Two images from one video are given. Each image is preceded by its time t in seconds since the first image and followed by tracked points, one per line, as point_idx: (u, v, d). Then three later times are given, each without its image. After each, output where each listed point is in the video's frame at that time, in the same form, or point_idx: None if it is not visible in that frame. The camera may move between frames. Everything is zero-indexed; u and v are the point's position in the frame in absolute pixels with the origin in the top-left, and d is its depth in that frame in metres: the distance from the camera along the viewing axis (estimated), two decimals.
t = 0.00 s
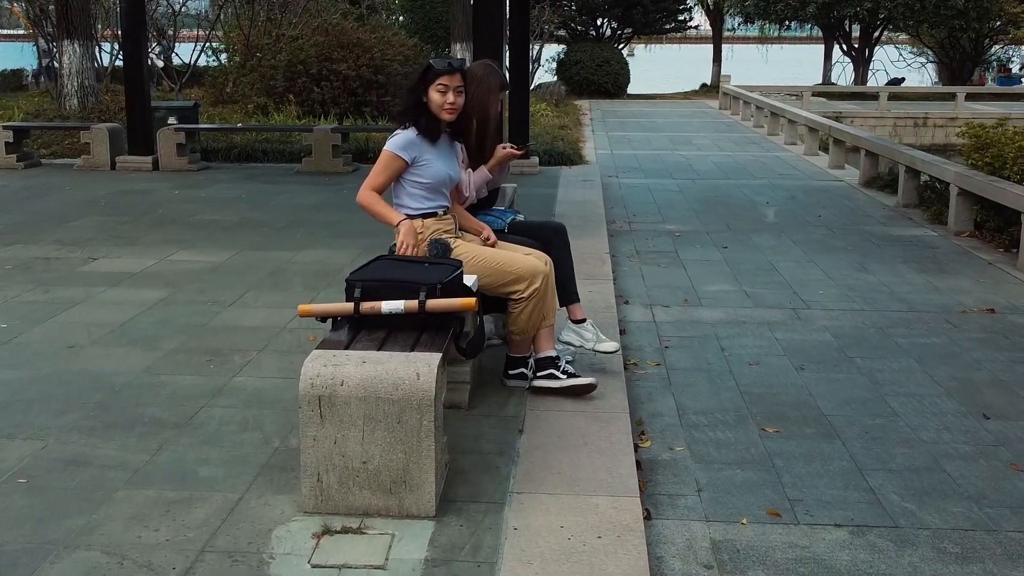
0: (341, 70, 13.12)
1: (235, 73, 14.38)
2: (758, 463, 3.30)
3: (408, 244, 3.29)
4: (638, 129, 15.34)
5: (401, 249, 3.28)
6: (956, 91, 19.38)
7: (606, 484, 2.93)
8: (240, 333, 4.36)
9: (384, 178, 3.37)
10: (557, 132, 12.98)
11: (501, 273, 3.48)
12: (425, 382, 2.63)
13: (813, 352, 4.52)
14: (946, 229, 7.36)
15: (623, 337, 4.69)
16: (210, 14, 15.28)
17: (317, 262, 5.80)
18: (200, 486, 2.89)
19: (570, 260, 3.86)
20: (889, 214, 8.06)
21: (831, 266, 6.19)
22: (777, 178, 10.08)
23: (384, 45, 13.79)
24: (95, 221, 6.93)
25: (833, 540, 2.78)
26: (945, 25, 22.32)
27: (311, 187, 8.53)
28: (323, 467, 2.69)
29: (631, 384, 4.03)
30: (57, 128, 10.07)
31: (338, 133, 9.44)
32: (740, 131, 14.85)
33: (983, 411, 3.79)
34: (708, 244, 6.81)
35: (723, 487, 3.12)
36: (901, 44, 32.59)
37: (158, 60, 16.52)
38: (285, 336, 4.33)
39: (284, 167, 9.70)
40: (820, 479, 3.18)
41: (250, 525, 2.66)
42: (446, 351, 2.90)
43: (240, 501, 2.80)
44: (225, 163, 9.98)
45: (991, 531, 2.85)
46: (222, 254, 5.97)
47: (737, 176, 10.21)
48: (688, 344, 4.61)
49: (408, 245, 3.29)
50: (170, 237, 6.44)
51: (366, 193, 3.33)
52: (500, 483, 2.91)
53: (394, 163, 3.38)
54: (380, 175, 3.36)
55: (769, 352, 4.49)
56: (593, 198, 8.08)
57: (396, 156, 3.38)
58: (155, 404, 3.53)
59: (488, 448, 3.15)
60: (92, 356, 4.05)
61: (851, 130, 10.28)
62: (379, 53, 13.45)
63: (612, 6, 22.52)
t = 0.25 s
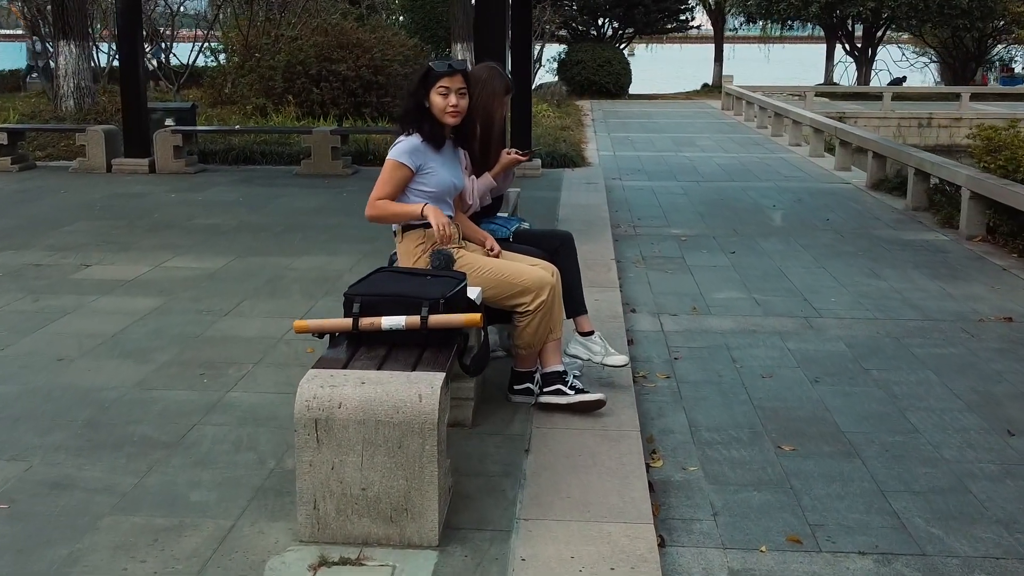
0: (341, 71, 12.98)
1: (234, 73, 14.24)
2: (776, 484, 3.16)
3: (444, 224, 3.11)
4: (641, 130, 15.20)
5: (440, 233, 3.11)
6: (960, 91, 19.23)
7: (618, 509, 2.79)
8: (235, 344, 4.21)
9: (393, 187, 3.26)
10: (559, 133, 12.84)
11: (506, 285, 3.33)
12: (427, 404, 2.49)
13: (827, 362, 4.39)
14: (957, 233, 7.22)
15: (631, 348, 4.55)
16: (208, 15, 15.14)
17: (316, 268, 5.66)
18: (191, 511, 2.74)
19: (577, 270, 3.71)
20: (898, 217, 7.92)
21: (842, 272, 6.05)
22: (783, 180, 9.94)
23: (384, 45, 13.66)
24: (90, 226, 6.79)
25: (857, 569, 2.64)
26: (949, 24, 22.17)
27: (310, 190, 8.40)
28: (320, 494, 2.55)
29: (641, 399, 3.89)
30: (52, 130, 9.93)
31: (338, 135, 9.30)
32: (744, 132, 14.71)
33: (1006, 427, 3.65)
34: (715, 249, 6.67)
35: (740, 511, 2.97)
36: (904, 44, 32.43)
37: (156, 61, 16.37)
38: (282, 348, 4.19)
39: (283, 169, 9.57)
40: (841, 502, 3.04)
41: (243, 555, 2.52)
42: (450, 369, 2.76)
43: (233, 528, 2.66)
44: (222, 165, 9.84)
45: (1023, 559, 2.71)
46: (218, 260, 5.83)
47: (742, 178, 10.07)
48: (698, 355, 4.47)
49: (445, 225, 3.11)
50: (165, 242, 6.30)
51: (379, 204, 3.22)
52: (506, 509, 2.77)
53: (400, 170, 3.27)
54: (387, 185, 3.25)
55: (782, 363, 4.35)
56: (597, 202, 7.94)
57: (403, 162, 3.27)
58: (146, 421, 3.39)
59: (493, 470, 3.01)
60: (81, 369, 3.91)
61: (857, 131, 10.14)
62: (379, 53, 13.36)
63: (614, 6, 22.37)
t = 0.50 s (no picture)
0: (340, 72, 12.83)
1: (232, 74, 14.09)
2: (795, 508, 3.00)
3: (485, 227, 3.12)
4: (643, 131, 15.05)
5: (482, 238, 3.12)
6: (965, 91, 19.07)
7: (631, 538, 2.63)
8: (229, 357, 4.06)
9: (407, 199, 3.09)
10: (561, 134, 12.68)
11: (511, 298, 3.18)
12: (429, 429, 2.34)
13: (843, 374, 4.23)
14: (969, 238, 7.06)
15: (639, 359, 4.40)
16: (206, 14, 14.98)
17: (314, 275, 5.51)
18: (179, 540, 2.59)
19: (585, 281, 3.56)
20: (908, 221, 7.77)
21: (854, 278, 5.89)
22: (789, 182, 9.78)
23: (384, 45, 13.50)
24: (82, 231, 6.63)
25: None
26: (953, 24, 22.00)
27: (309, 194, 8.24)
28: (316, 524, 2.40)
29: (651, 415, 3.74)
30: (47, 132, 9.78)
31: (337, 137, 9.14)
32: (747, 132, 14.56)
33: None
34: (722, 254, 6.53)
35: (758, 538, 2.82)
36: (906, 44, 32.26)
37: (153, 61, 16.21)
38: (278, 361, 4.03)
39: (281, 172, 9.41)
40: (865, 527, 2.88)
41: None
42: (453, 389, 2.60)
43: (223, 559, 2.50)
44: (220, 167, 9.69)
45: None
46: (214, 266, 5.68)
47: (747, 180, 9.92)
48: (710, 367, 4.32)
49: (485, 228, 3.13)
50: (159, 248, 6.14)
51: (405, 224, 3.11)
52: (513, 537, 2.62)
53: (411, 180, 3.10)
54: (400, 198, 3.09)
55: (796, 375, 4.20)
56: (601, 205, 7.79)
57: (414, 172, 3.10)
58: (134, 440, 3.23)
59: (499, 494, 2.86)
60: (68, 383, 3.75)
61: (864, 133, 9.99)
62: (380, 54, 13.23)
63: (615, 5, 22.21)
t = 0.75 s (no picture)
0: (339, 72, 12.67)
1: (230, 74, 13.93)
2: (817, 533, 2.85)
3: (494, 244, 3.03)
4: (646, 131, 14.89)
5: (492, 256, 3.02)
6: (969, 91, 18.91)
7: (645, 569, 2.48)
8: (222, 370, 3.90)
9: (412, 209, 2.93)
10: (563, 135, 12.53)
11: (516, 311, 3.02)
12: (431, 458, 2.18)
13: (860, 387, 4.07)
14: (982, 242, 6.91)
15: (648, 371, 4.24)
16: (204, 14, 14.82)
17: (311, 281, 5.35)
18: (163, 573, 2.43)
19: (593, 292, 3.41)
20: (919, 224, 7.61)
21: (866, 284, 5.73)
22: (796, 184, 9.62)
23: (384, 45, 13.35)
24: (74, 235, 6.47)
25: None
26: (957, 23, 21.83)
27: (307, 197, 8.09)
28: (310, 558, 2.25)
29: (662, 431, 3.58)
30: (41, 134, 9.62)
31: (335, 139, 8.99)
32: (751, 133, 14.40)
33: None
34: (730, 259, 6.37)
35: (779, 567, 2.67)
36: (909, 43, 32.07)
37: (151, 61, 16.05)
38: (272, 374, 3.88)
39: (279, 174, 9.26)
40: (891, 555, 2.72)
41: None
42: (456, 413, 2.45)
43: None
44: (216, 169, 9.54)
45: None
46: (209, 273, 5.52)
47: (753, 182, 9.76)
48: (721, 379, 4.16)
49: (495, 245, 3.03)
50: (152, 254, 5.99)
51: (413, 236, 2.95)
52: (519, 569, 2.46)
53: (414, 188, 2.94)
54: (404, 208, 2.92)
55: (811, 388, 4.04)
56: (605, 208, 7.63)
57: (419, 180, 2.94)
58: (120, 461, 3.07)
59: (504, 520, 2.70)
60: (54, 399, 3.59)
61: (872, 134, 9.83)
62: (379, 54, 13.07)
63: (617, 5, 22.05)
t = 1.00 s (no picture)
0: (338, 72, 12.51)
1: (228, 75, 13.76)
2: (842, 565, 2.68)
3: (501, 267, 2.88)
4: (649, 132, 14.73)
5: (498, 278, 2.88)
6: (975, 91, 18.73)
7: None
8: (213, 386, 3.73)
9: (411, 222, 2.77)
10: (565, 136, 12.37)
11: (522, 328, 2.86)
12: (432, 495, 2.01)
13: (879, 403, 3.90)
14: (997, 247, 6.73)
15: (658, 385, 4.07)
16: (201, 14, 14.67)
17: (308, 290, 5.18)
18: None
19: (603, 306, 3.24)
20: (930, 228, 7.44)
21: (880, 292, 5.56)
22: (803, 187, 9.45)
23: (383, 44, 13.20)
24: (65, 241, 6.31)
25: None
26: (962, 23, 21.65)
27: (305, 200, 7.93)
28: None
29: (675, 451, 3.41)
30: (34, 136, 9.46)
31: (334, 141, 8.82)
32: (756, 134, 14.23)
33: None
34: (739, 266, 6.20)
35: None
36: (912, 43, 31.89)
37: (148, 62, 15.89)
38: (265, 390, 3.71)
39: (277, 177, 9.09)
40: None
41: None
42: (458, 442, 2.28)
43: None
44: (213, 172, 9.37)
45: None
46: (202, 280, 5.36)
47: (759, 184, 9.59)
48: (734, 394, 3.99)
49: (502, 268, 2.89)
50: (145, 261, 5.82)
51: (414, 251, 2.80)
52: None
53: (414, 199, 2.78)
54: (403, 220, 2.77)
55: (828, 403, 3.87)
56: (609, 212, 7.47)
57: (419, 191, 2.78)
58: (103, 486, 2.90)
59: (511, 553, 2.53)
60: (36, 417, 3.42)
61: (880, 136, 9.66)
62: (378, 54, 12.91)
63: (618, 5, 21.88)
